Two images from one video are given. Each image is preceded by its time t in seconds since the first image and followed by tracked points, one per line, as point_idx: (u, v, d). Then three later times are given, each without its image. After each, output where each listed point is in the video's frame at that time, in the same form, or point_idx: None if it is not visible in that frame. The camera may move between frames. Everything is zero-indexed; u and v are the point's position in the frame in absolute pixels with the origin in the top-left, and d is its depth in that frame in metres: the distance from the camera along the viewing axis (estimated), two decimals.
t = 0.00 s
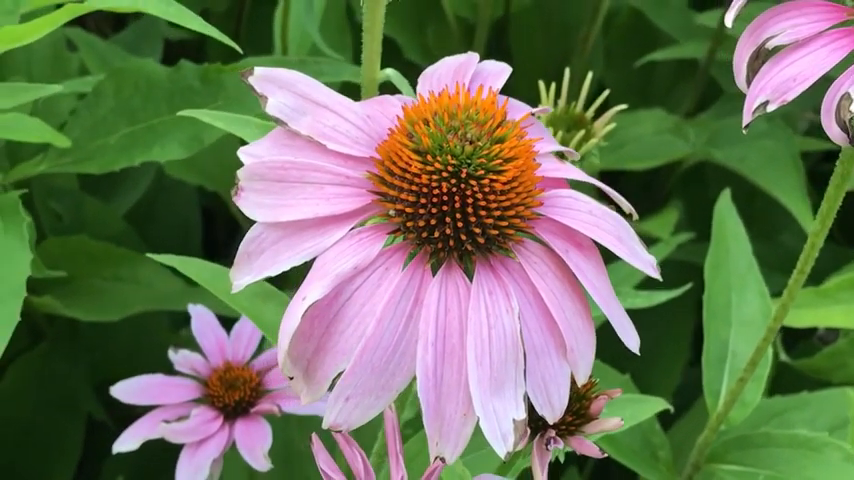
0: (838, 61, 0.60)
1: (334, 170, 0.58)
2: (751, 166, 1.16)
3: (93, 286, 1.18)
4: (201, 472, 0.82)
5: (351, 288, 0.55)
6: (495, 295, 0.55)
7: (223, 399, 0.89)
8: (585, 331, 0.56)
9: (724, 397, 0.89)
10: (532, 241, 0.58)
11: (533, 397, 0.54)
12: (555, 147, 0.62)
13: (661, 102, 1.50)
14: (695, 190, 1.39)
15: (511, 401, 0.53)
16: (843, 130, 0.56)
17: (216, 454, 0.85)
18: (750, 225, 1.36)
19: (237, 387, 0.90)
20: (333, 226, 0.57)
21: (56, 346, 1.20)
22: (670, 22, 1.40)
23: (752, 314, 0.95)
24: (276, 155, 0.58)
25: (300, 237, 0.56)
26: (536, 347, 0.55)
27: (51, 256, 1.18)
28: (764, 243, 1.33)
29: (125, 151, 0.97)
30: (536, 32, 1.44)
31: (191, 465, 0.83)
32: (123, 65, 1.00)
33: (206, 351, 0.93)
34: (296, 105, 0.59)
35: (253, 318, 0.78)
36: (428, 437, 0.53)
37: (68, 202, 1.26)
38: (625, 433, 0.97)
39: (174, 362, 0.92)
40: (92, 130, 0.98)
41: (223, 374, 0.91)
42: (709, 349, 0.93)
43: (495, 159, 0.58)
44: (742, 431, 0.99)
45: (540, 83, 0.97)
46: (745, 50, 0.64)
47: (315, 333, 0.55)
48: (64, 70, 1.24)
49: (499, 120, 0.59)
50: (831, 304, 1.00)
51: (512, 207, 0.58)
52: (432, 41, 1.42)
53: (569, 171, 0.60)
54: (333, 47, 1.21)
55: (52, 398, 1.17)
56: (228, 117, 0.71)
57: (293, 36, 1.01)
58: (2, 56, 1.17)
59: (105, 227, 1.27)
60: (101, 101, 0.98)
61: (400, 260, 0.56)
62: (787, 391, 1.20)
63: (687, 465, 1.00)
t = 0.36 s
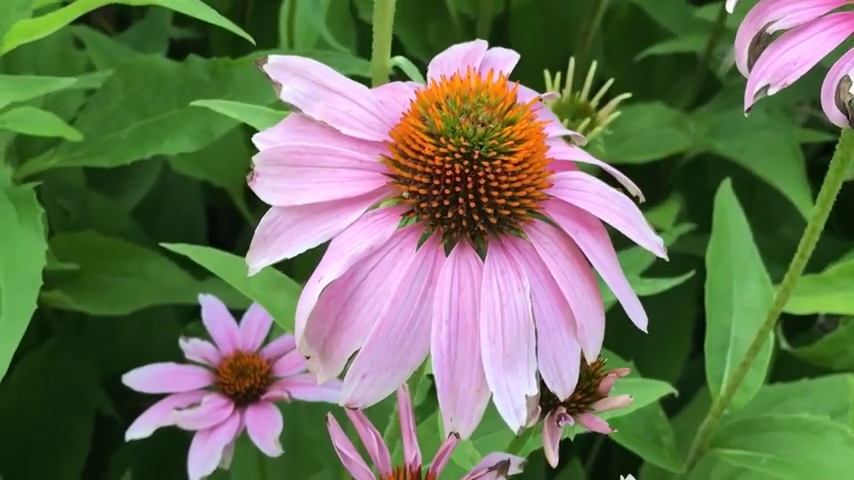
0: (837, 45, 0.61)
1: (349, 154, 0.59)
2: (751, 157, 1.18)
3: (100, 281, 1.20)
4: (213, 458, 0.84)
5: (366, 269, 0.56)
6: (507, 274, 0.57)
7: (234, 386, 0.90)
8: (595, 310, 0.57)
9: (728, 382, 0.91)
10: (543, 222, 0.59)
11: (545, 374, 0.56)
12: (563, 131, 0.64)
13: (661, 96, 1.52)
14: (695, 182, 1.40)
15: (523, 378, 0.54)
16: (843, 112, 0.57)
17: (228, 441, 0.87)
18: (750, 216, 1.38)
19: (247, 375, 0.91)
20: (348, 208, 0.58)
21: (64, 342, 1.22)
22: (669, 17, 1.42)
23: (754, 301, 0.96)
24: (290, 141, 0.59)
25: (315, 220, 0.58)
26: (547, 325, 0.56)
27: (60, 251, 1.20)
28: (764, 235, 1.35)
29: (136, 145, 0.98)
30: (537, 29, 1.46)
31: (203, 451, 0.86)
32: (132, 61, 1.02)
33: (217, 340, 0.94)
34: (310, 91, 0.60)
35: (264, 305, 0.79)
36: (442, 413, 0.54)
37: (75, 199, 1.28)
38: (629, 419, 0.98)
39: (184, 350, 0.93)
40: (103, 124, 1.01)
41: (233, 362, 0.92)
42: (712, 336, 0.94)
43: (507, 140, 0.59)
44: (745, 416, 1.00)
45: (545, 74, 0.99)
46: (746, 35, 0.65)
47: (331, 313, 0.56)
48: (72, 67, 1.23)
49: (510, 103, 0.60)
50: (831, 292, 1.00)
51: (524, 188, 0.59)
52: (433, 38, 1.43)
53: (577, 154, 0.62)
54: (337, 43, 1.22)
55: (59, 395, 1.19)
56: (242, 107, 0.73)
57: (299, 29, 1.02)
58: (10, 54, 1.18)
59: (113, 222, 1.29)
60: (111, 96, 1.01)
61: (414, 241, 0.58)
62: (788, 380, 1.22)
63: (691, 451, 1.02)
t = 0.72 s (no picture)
0: (839, 30, 0.63)
1: (364, 142, 0.61)
2: (751, 148, 1.19)
3: (109, 282, 1.22)
4: (229, 451, 0.86)
5: (383, 253, 0.58)
6: (521, 256, 0.58)
7: (248, 379, 0.92)
8: (606, 290, 0.59)
9: (733, 367, 0.92)
10: (554, 206, 0.61)
11: (559, 354, 0.57)
12: (572, 117, 0.65)
13: (659, 92, 1.53)
14: (694, 176, 1.42)
15: (538, 357, 0.56)
16: (846, 94, 0.59)
17: (243, 432, 0.88)
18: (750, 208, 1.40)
19: (261, 367, 0.92)
20: (364, 195, 0.60)
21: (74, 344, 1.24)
22: (665, 14, 1.44)
23: (758, 288, 0.97)
24: (306, 131, 0.61)
25: (332, 208, 0.59)
26: (561, 305, 0.57)
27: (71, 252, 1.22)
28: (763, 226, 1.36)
29: (145, 144, 0.99)
30: (534, 27, 1.47)
31: (219, 444, 0.87)
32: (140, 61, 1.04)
33: (230, 334, 0.96)
34: (325, 82, 0.62)
35: (277, 295, 0.81)
36: (460, 392, 0.56)
37: (83, 201, 1.30)
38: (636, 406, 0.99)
39: (199, 345, 0.95)
40: (113, 123, 1.02)
41: (247, 355, 0.94)
42: (717, 323, 0.96)
43: (520, 125, 0.60)
44: (750, 401, 1.01)
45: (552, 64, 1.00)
46: (751, 22, 0.67)
47: (349, 297, 0.57)
48: (78, 70, 1.25)
49: (522, 89, 0.61)
50: (832, 278, 1.02)
51: (536, 172, 0.60)
52: (433, 38, 1.45)
53: (586, 139, 0.63)
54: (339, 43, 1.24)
55: (69, 394, 1.20)
56: (255, 101, 0.74)
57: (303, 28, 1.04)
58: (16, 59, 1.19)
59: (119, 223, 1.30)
60: (120, 97, 1.02)
61: (429, 226, 0.59)
62: (790, 367, 1.24)
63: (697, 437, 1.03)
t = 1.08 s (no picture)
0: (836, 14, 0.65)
1: (376, 134, 0.62)
2: (746, 139, 1.21)
3: (116, 286, 1.24)
4: (244, 446, 0.87)
5: (398, 241, 0.59)
6: (533, 241, 0.60)
7: (259, 375, 0.93)
8: (615, 274, 0.60)
9: (736, 352, 0.93)
10: (563, 192, 0.63)
11: (572, 335, 0.59)
12: (575, 106, 0.67)
13: (652, 88, 1.55)
14: (689, 170, 1.44)
15: (552, 338, 0.58)
16: (843, 76, 0.61)
17: (256, 428, 0.89)
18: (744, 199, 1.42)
19: (272, 364, 0.94)
20: (378, 186, 0.61)
21: (82, 348, 1.24)
22: (657, 11, 1.46)
23: (758, 273, 0.99)
24: (320, 126, 0.62)
25: (346, 199, 0.61)
26: (572, 288, 0.59)
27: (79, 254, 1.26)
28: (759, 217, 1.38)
29: (152, 147, 1.01)
30: (528, 27, 1.49)
31: (233, 440, 0.88)
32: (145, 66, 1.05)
33: (241, 332, 0.97)
34: (335, 77, 0.63)
35: (289, 290, 0.83)
36: (476, 374, 0.57)
37: (86, 207, 1.31)
38: (641, 394, 1.01)
39: (210, 343, 0.96)
40: (119, 128, 1.03)
41: (257, 352, 0.95)
42: (718, 308, 0.98)
43: (529, 113, 0.63)
44: (753, 386, 1.03)
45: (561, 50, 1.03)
46: (749, 8, 0.69)
47: (366, 285, 0.59)
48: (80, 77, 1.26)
49: (529, 79, 0.64)
50: (830, 264, 1.04)
51: (545, 158, 0.62)
52: (429, 39, 1.46)
53: (592, 126, 0.65)
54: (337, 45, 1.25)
55: (78, 398, 1.22)
56: (264, 101, 0.76)
57: (304, 30, 1.06)
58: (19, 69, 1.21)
59: (125, 229, 1.32)
60: (126, 101, 1.03)
61: (442, 215, 0.61)
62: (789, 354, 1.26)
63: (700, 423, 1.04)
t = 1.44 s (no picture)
0: None
1: (382, 90, 0.63)
2: (738, 111, 1.23)
3: (115, 273, 1.26)
4: (250, 419, 0.88)
5: (407, 193, 0.60)
6: (539, 190, 0.61)
7: (265, 348, 0.94)
8: (619, 221, 0.61)
9: (735, 314, 0.95)
10: (567, 142, 0.64)
11: (579, 282, 0.60)
12: (575, 61, 0.68)
13: (643, 67, 1.57)
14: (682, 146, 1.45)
15: (560, 284, 0.59)
16: (839, 24, 0.63)
17: (263, 399, 0.90)
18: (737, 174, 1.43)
19: (277, 336, 0.95)
20: (385, 140, 0.62)
21: (83, 336, 1.25)
22: None
23: (754, 237, 1.01)
24: (325, 84, 0.63)
25: (354, 154, 0.62)
26: (579, 235, 0.60)
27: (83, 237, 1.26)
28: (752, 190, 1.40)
29: (152, 127, 1.02)
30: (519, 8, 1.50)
31: (240, 411, 0.90)
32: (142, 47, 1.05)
33: (245, 305, 0.98)
34: (339, 36, 0.64)
35: (295, 259, 0.84)
36: (487, 321, 0.58)
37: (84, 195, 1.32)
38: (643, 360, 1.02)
39: (214, 317, 0.97)
40: (119, 109, 1.03)
41: (262, 325, 0.95)
42: (716, 272, 0.99)
43: (533, 63, 0.64)
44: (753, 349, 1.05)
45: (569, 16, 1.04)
46: None
47: (376, 237, 0.60)
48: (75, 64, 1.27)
49: (533, 29, 0.65)
50: (824, 227, 1.05)
51: (550, 109, 0.63)
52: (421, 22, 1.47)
53: (592, 79, 0.66)
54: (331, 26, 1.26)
55: (80, 385, 1.22)
56: (268, 69, 0.77)
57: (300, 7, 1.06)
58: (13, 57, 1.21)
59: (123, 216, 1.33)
60: (125, 82, 1.03)
61: (449, 166, 0.62)
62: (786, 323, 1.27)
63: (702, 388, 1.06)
